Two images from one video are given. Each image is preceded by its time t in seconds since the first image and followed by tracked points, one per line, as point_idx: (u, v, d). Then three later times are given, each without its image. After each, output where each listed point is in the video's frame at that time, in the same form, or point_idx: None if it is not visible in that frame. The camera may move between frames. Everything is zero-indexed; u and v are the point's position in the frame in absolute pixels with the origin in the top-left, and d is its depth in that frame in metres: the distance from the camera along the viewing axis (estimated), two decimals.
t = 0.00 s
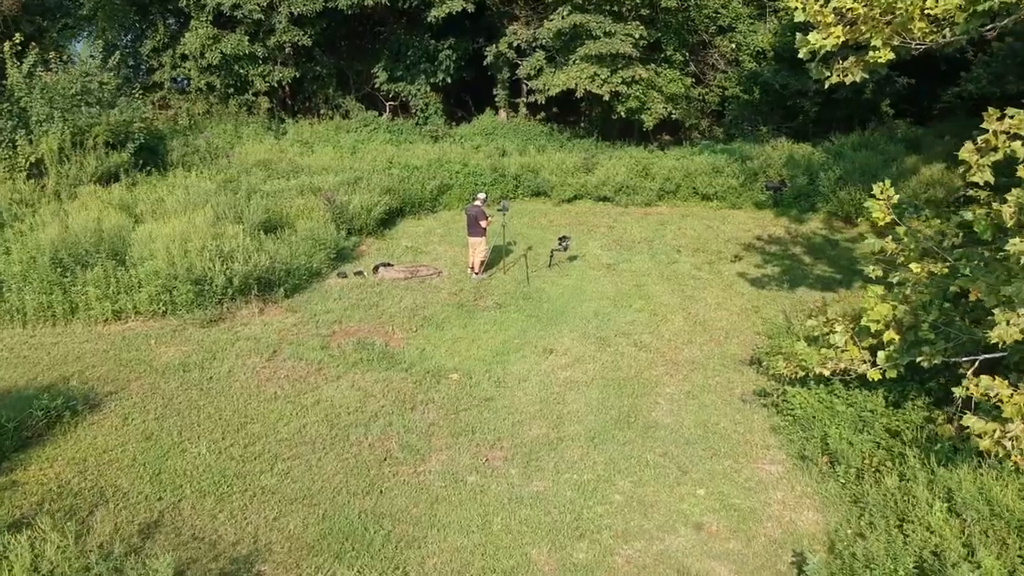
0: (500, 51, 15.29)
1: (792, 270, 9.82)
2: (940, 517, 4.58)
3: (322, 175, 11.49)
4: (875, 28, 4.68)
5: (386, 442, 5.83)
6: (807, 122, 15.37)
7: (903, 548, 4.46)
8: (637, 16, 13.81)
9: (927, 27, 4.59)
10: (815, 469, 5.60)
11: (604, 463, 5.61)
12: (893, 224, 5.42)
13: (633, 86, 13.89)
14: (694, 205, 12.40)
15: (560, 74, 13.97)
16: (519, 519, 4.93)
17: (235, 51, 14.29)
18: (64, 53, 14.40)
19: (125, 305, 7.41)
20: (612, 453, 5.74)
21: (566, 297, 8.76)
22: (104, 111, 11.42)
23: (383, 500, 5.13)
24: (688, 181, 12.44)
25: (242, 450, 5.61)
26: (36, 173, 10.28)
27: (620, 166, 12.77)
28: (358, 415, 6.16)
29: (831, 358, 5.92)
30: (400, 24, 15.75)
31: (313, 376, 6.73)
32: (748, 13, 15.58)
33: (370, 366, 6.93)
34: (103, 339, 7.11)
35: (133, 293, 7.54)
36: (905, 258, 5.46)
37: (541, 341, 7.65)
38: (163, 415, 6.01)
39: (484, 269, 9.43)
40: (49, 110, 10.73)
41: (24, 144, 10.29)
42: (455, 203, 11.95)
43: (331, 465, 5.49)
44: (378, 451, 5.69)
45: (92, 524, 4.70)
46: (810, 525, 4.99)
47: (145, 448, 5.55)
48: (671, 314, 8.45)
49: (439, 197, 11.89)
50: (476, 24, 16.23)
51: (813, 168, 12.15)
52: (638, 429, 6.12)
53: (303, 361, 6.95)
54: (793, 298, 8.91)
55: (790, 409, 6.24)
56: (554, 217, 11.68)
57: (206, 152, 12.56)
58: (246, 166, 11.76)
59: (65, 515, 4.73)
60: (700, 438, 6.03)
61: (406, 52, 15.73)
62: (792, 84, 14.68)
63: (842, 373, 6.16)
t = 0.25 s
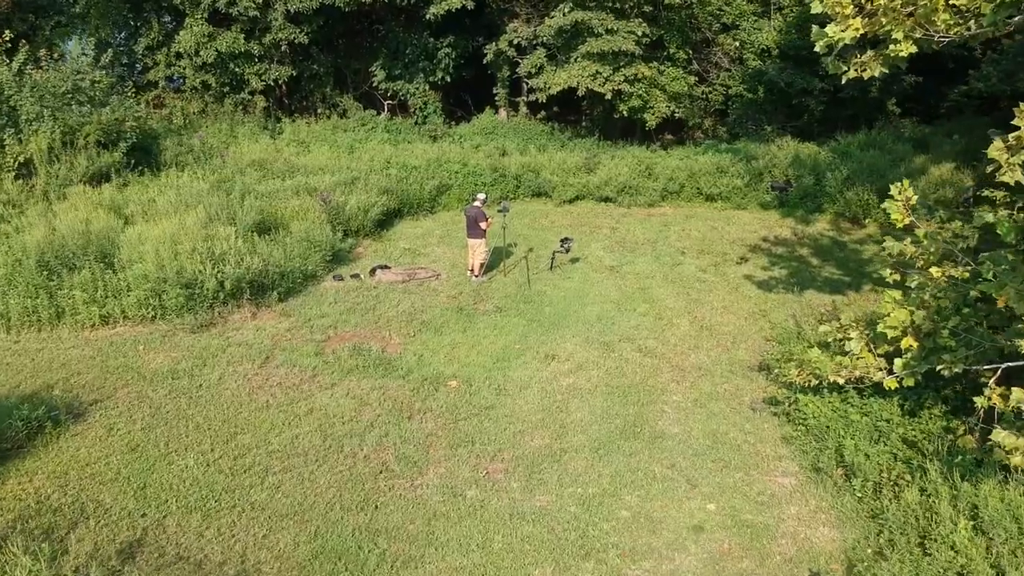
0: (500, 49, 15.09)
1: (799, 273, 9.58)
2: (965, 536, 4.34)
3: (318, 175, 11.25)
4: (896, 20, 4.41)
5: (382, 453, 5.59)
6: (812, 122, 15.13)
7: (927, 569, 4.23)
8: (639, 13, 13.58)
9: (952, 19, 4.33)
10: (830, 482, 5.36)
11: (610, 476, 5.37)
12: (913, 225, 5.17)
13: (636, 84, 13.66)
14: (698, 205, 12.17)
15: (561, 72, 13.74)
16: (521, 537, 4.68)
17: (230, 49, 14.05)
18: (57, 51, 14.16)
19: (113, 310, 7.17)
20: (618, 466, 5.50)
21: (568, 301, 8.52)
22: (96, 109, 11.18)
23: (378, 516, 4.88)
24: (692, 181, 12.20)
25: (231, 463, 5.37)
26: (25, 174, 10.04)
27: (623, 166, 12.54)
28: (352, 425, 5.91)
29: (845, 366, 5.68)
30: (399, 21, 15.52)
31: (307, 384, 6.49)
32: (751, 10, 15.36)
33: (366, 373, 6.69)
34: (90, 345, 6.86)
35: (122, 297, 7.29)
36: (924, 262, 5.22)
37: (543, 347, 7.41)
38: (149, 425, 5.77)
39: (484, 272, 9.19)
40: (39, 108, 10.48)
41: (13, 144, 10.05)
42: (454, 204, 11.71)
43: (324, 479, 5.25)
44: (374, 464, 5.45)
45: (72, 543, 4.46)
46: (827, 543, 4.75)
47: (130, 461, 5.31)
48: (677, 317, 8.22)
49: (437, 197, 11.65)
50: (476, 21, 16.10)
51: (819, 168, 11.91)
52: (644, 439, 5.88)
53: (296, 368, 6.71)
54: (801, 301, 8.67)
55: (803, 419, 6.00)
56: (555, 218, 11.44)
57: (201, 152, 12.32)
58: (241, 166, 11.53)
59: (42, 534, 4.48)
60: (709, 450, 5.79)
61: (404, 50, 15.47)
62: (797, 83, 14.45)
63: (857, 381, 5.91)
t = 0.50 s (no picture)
0: (500, 46, 14.92)
1: (807, 275, 9.36)
2: (990, 554, 4.12)
3: (315, 175, 11.04)
4: (917, 12, 4.21)
5: (378, 464, 5.37)
6: (817, 121, 14.88)
7: None
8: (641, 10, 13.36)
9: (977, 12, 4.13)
10: (845, 494, 5.14)
11: (616, 488, 5.15)
12: (931, 227, 4.95)
13: (638, 82, 13.45)
14: (702, 206, 11.95)
15: (562, 70, 13.53)
16: (524, 554, 4.47)
17: (226, 47, 13.84)
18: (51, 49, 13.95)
19: (102, 314, 6.96)
20: (625, 478, 5.29)
21: (571, 304, 8.31)
22: (89, 108, 10.97)
23: (374, 532, 4.66)
24: (696, 181, 11.99)
25: (221, 475, 5.15)
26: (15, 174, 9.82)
27: (625, 166, 12.33)
28: (348, 435, 5.70)
29: (859, 373, 5.46)
30: (398, 19, 15.33)
31: (301, 391, 6.27)
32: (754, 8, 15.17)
33: (362, 380, 6.47)
34: (78, 350, 6.64)
35: (111, 300, 7.08)
36: (943, 266, 5.00)
37: (545, 351, 7.19)
38: (137, 435, 5.55)
39: (484, 274, 8.97)
40: (30, 107, 10.28)
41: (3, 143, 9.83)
42: (453, 204, 11.50)
43: (318, 492, 5.03)
44: (370, 476, 5.23)
45: (51, 562, 4.24)
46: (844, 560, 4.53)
47: (115, 473, 5.09)
48: (682, 321, 8.00)
49: (437, 198, 11.44)
50: (476, 19, 15.90)
51: (825, 168, 11.70)
52: (651, 450, 5.67)
53: (291, 375, 6.49)
54: (809, 304, 8.46)
55: (815, 428, 5.79)
56: (556, 219, 11.23)
57: (196, 152, 12.11)
58: (236, 166, 11.31)
59: (20, 552, 4.26)
60: (718, 460, 5.58)
61: (403, 49, 15.26)
62: (802, 81, 14.24)
63: (871, 389, 5.70)
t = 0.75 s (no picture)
0: (500, 44, 14.69)
1: (815, 278, 9.11)
2: None
3: (311, 175, 10.79)
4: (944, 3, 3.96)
5: (372, 479, 5.12)
6: (823, 120, 14.62)
7: None
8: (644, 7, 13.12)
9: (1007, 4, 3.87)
10: (862, 511, 4.89)
11: (621, 506, 4.90)
12: (954, 231, 4.69)
13: (641, 81, 13.21)
14: (706, 206, 11.71)
15: (564, 68, 13.29)
16: None
17: (221, 45, 13.59)
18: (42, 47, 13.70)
19: (86, 320, 6.72)
20: (631, 494, 5.03)
21: (573, 308, 8.06)
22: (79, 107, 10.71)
23: (366, 553, 4.41)
24: (700, 182, 11.75)
25: (207, 491, 4.90)
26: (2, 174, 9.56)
27: (628, 166, 12.08)
28: (341, 447, 5.45)
29: (875, 383, 5.22)
30: (396, 17, 15.12)
31: (292, 400, 6.03)
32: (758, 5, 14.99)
33: (357, 389, 6.22)
34: (61, 357, 6.39)
35: (97, 306, 6.84)
36: (966, 271, 4.75)
37: (546, 358, 6.94)
38: (120, 447, 5.31)
39: (483, 277, 8.73)
40: (18, 106, 10.10)
41: None
42: (452, 205, 11.25)
43: (308, 509, 4.78)
44: (363, 492, 4.98)
45: None
46: None
47: (95, 488, 4.84)
48: (688, 326, 7.76)
49: (435, 198, 11.20)
50: (475, 17, 15.65)
51: (832, 168, 11.46)
52: (657, 463, 5.42)
53: (282, 383, 6.24)
54: (818, 307, 8.22)
55: (829, 440, 5.54)
56: (558, 221, 10.98)
57: (189, 151, 11.86)
58: (230, 166, 11.06)
59: None
60: (727, 474, 5.33)
61: (401, 46, 15.01)
62: (808, 80, 13.99)
63: (887, 400, 5.44)
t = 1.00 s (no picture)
0: (500, 42, 14.48)
1: (821, 280, 8.88)
2: None
3: (306, 175, 10.57)
4: None
5: (365, 494, 4.90)
6: (827, 119, 14.38)
7: None
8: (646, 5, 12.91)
9: None
10: (877, 528, 4.68)
11: (626, 522, 4.68)
12: (974, 234, 4.46)
13: (643, 79, 13.00)
14: (709, 207, 11.49)
15: (564, 66, 13.09)
16: None
17: (216, 43, 13.37)
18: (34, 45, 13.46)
19: (71, 325, 6.49)
20: (635, 509, 4.82)
21: (574, 312, 7.85)
22: (69, 105, 10.47)
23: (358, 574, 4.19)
24: (703, 182, 11.53)
25: (192, 507, 4.68)
26: None
27: (630, 166, 11.87)
28: (333, 459, 5.23)
29: (890, 393, 5.00)
30: (394, 15, 14.94)
31: (282, 409, 5.81)
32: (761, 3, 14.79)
33: (350, 397, 6.01)
34: (44, 364, 6.17)
35: (82, 310, 6.61)
36: (987, 277, 4.53)
37: (547, 364, 6.72)
38: (102, 460, 5.09)
39: (482, 280, 8.51)
40: (6, 105, 9.90)
41: None
42: (451, 206, 11.04)
43: (297, 526, 4.56)
44: (355, 507, 4.76)
45: None
46: None
47: (74, 505, 4.61)
48: (693, 330, 7.55)
49: (433, 199, 10.98)
50: (475, 15, 15.44)
51: (838, 168, 11.25)
52: (662, 476, 5.20)
53: (272, 392, 6.02)
54: (826, 311, 7.99)
55: (840, 451, 5.32)
56: (558, 222, 10.76)
57: (182, 151, 11.64)
58: (224, 166, 10.83)
59: None
60: (735, 488, 5.11)
61: (399, 45, 14.79)
62: (813, 78, 13.78)
63: (902, 410, 5.23)
